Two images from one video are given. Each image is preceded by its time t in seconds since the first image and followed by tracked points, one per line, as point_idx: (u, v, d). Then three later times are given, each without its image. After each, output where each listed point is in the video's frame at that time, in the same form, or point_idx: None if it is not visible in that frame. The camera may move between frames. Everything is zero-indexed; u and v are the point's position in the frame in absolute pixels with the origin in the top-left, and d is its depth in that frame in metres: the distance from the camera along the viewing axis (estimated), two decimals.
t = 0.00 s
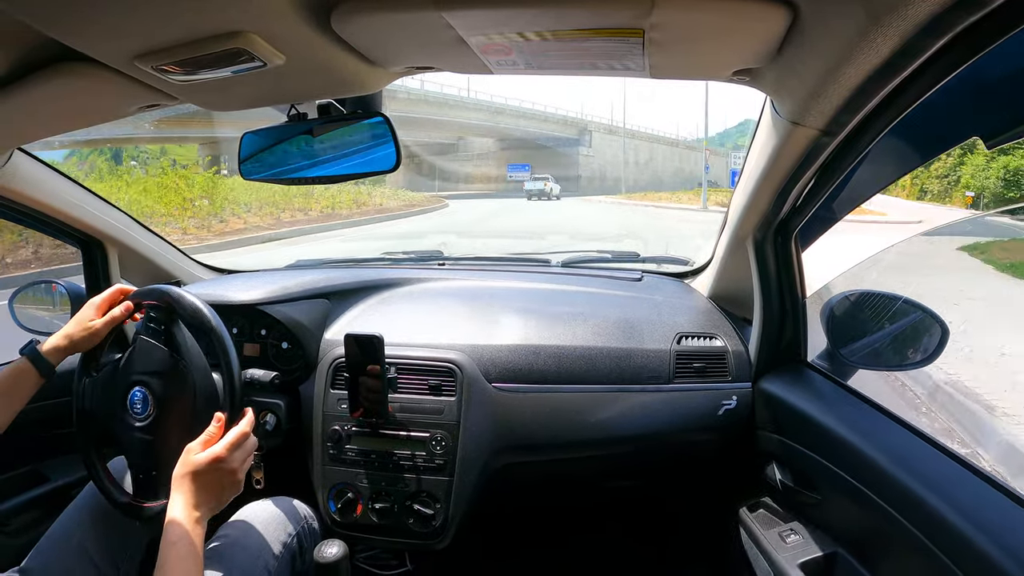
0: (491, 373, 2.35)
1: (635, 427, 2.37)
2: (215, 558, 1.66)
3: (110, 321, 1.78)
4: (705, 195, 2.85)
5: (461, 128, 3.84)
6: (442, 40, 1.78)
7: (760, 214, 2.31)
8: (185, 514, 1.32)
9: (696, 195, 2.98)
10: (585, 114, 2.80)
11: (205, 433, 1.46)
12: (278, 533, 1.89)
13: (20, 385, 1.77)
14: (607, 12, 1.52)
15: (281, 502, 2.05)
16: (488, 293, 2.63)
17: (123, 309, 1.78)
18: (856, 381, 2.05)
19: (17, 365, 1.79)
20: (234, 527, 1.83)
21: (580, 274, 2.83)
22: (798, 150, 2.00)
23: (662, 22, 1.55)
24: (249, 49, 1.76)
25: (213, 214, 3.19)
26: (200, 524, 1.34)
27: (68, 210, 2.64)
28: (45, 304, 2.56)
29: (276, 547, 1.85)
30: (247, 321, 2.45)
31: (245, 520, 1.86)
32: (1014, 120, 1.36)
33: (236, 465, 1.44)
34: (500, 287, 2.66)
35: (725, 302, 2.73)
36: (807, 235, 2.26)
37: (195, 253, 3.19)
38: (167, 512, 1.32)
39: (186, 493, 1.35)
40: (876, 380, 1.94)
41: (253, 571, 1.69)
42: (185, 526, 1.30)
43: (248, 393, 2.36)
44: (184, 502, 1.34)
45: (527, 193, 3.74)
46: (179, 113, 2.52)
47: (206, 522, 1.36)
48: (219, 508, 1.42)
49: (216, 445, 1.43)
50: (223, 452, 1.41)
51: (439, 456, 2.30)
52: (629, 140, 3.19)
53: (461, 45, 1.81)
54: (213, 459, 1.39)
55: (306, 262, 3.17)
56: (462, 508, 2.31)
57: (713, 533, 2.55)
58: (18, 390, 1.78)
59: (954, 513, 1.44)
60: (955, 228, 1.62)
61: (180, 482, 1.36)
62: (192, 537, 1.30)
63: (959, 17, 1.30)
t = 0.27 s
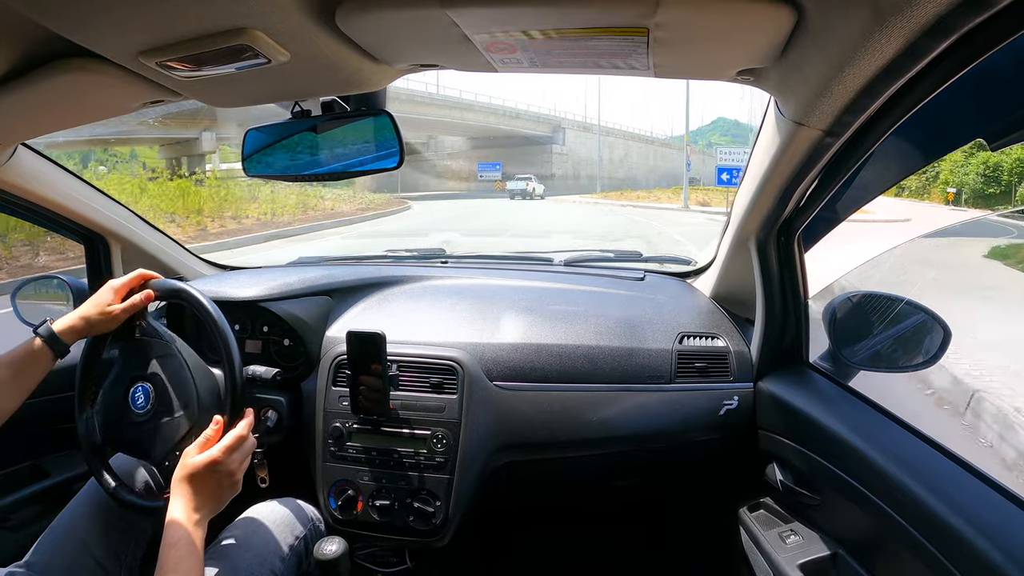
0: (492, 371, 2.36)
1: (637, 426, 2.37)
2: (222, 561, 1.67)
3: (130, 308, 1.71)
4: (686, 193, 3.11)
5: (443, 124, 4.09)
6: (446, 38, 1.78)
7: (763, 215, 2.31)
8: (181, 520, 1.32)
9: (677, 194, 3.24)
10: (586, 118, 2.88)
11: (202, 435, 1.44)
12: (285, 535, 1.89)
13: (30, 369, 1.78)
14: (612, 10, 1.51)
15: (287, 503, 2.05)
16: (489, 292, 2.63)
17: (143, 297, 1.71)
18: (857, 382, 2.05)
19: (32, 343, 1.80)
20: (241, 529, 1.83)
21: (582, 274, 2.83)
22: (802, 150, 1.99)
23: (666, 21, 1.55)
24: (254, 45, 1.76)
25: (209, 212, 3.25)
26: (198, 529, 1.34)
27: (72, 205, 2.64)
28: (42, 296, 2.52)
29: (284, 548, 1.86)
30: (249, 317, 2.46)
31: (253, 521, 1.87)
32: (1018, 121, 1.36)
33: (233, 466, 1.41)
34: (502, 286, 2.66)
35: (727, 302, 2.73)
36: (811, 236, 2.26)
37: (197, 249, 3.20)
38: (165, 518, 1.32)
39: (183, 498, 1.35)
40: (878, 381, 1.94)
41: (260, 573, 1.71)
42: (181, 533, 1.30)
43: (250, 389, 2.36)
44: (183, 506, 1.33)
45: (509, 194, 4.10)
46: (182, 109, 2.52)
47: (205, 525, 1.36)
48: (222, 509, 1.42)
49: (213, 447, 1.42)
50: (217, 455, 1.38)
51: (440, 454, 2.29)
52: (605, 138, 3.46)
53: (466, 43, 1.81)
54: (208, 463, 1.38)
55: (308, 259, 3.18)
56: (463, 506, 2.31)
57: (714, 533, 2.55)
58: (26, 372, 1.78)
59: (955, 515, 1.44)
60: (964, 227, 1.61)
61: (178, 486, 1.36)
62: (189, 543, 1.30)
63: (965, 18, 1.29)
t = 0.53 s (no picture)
0: (492, 371, 2.36)
1: (638, 426, 2.37)
2: (223, 561, 1.66)
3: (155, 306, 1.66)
4: (675, 193, 3.25)
5: (434, 124, 4.27)
6: (447, 38, 1.78)
7: (763, 214, 2.31)
8: (180, 528, 1.31)
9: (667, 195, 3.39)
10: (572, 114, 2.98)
11: (201, 442, 1.43)
12: (286, 536, 1.88)
13: (50, 357, 1.69)
14: (613, 10, 1.51)
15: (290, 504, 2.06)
16: (490, 291, 2.63)
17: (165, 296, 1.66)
18: (858, 382, 2.05)
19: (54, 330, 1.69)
20: (242, 530, 1.83)
21: (584, 273, 2.83)
22: (803, 149, 1.99)
23: (667, 21, 1.55)
24: (255, 45, 1.76)
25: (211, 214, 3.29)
26: (197, 537, 1.33)
27: (73, 206, 2.64)
28: (43, 296, 2.53)
29: (285, 549, 1.85)
30: (251, 317, 2.47)
31: (256, 522, 1.87)
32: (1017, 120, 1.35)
33: (231, 473, 1.40)
34: (502, 286, 2.66)
35: (728, 302, 2.73)
36: (812, 236, 2.26)
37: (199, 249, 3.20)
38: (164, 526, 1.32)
39: (182, 506, 1.34)
40: (879, 381, 1.93)
41: (261, 573, 1.71)
42: (179, 542, 1.29)
43: (251, 389, 2.36)
44: (182, 515, 1.32)
45: (502, 194, 4.24)
46: (184, 110, 2.52)
47: (204, 533, 1.35)
48: (222, 515, 1.41)
49: (211, 454, 1.41)
50: (214, 462, 1.37)
51: (440, 454, 2.29)
52: (589, 136, 3.73)
53: (467, 43, 1.81)
54: (206, 470, 1.36)
55: (309, 259, 3.18)
56: (464, 506, 2.31)
57: (715, 533, 2.54)
58: (49, 359, 1.70)
59: (957, 515, 1.44)
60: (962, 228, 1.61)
61: (178, 493, 1.36)
62: (187, 551, 1.29)
63: (965, 18, 1.29)
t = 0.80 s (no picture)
0: (493, 370, 2.36)
1: (638, 426, 2.37)
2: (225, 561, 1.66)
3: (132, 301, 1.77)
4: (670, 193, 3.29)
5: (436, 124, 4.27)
6: (448, 38, 1.78)
7: (764, 214, 2.31)
8: (177, 534, 1.31)
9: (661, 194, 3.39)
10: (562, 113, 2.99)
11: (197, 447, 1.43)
12: (287, 536, 1.88)
13: (38, 367, 1.75)
14: (614, 9, 1.51)
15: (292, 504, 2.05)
16: (491, 291, 2.63)
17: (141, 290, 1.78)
18: (859, 382, 2.05)
19: (37, 343, 1.76)
20: (244, 530, 1.82)
21: (584, 273, 2.83)
22: (804, 149, 1.99)
23: (668, 20, 1.55)
24: (255, 45, 1.76)
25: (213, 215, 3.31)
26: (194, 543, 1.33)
27: (75, 206, 2.64)
28: (48, 295, 2.56)
29: (286, 549, 1.85)
30: (251, 317, 2.47)
31: (257, 522, 1.86)
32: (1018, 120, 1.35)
33: (229, 479, 1.40)
34: (503, 286, 2.66)
35: (729, 302, 2.73)
36: (812, 235, 2.26)
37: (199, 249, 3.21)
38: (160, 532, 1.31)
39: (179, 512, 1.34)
40: (880, 381, 1.93)
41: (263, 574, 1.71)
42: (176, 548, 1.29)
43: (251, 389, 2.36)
44: (178, 521, 1.32)
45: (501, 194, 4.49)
46: (185, 110, 2.52)
47: (201, 539, 1.34)
48: (217, 521, 1.41)
49: (209, 460, 1.41)
50: (213, 468, 1.37)
51: (441, 454, 2.29)
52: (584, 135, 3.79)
53: (468, 43, 1.81)
54: (204, 476, 1.36)
55: (310, 258, 3.18)
56: (464, 506, 2.31)
57: (716, 533, 2.54)
58: (37, 368, 1.75)
59: (958, 515, 1.44)
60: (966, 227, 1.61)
61: (174, 499, 1.35)
62: (185, 558, 1.29)
63: (967, 18, 1.29)
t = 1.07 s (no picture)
0: (491, 370, 2.36)
1: (636, 425, 2.37)
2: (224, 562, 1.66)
3: (104, 318, 1.80)
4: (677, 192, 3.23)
5: (434, 123, 4.27)
6: (447, 38, 1.78)
7: (763, 214, 2.31)
8: (169, 540, 1.31)
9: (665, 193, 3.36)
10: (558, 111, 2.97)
11: (190, 454, 1.43)
12: (286, 537, 1.88)
13: (20, 398, 1.76)
14: (612, 10, 1.51)
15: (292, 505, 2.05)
16: (488, 291, 2.63)
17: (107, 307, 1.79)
18: (857, 382, 2.05)
19: (16, 379, 1.77)
20: (242, 530, 1.82)
21: (582, 273, 2.83)
22: (802, 149, 1.99)
23: (666, 20, 1.55)
24: (253, 45, 1.76)
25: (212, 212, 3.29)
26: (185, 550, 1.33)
27: (74, 205, 2.63)
28: (49, 294, 2.58)
29: (285, 550, 1.85)
30: (249, 316, 2.46)
31: (256, 522, 1.86)
32: (1016, 121, 1.35)
33: (221, 487, 1.41)
34: (500, 285, 2.66)
35: (727, 302, 2.73)
36: (811, 235, 2.26)
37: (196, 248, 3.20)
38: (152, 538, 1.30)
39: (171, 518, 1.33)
40: (877, 381, 1.93)
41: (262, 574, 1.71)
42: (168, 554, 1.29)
43: (248, 388, 2.36)
44: (171, 526, 1.32)
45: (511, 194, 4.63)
46: (183, 109, 2.52)
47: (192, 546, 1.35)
48: (206, 529, 1.41)
49: (202, 467, 1.41)
50: (207, 475, 1.38)
51: (439, 454, 2.29)
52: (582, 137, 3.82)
53: (467, 43, 1.81)
54: (197, 483, 1.37)
55: (307, 258, 3.17)
56: (462, 506, 2.31)
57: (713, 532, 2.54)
58: (18, 403, 1.76)
59: (954, 514, 1.44)
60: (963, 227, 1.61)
61: (167, 505, 1.34)
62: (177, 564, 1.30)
63: (965, 19, 1.29)
